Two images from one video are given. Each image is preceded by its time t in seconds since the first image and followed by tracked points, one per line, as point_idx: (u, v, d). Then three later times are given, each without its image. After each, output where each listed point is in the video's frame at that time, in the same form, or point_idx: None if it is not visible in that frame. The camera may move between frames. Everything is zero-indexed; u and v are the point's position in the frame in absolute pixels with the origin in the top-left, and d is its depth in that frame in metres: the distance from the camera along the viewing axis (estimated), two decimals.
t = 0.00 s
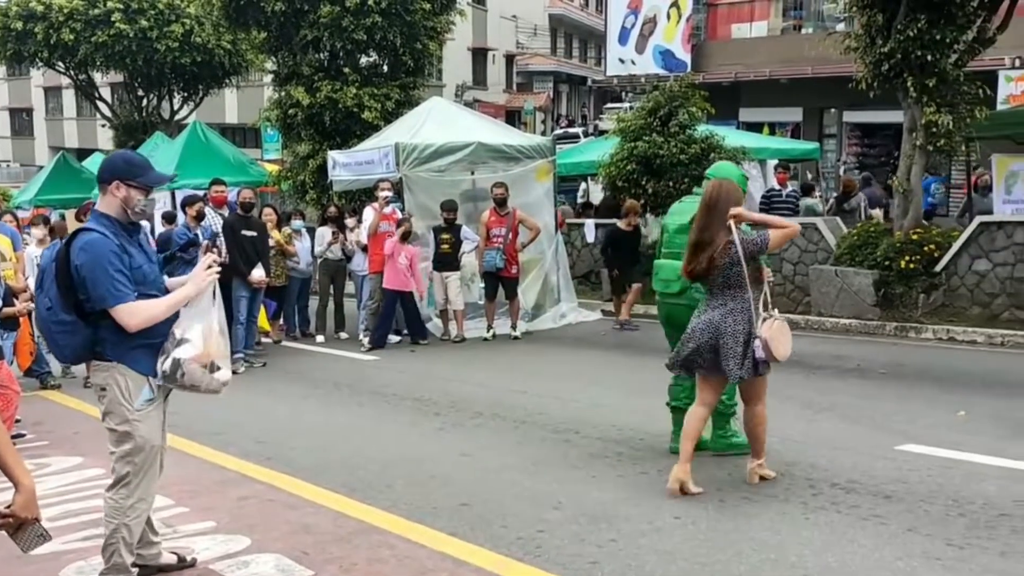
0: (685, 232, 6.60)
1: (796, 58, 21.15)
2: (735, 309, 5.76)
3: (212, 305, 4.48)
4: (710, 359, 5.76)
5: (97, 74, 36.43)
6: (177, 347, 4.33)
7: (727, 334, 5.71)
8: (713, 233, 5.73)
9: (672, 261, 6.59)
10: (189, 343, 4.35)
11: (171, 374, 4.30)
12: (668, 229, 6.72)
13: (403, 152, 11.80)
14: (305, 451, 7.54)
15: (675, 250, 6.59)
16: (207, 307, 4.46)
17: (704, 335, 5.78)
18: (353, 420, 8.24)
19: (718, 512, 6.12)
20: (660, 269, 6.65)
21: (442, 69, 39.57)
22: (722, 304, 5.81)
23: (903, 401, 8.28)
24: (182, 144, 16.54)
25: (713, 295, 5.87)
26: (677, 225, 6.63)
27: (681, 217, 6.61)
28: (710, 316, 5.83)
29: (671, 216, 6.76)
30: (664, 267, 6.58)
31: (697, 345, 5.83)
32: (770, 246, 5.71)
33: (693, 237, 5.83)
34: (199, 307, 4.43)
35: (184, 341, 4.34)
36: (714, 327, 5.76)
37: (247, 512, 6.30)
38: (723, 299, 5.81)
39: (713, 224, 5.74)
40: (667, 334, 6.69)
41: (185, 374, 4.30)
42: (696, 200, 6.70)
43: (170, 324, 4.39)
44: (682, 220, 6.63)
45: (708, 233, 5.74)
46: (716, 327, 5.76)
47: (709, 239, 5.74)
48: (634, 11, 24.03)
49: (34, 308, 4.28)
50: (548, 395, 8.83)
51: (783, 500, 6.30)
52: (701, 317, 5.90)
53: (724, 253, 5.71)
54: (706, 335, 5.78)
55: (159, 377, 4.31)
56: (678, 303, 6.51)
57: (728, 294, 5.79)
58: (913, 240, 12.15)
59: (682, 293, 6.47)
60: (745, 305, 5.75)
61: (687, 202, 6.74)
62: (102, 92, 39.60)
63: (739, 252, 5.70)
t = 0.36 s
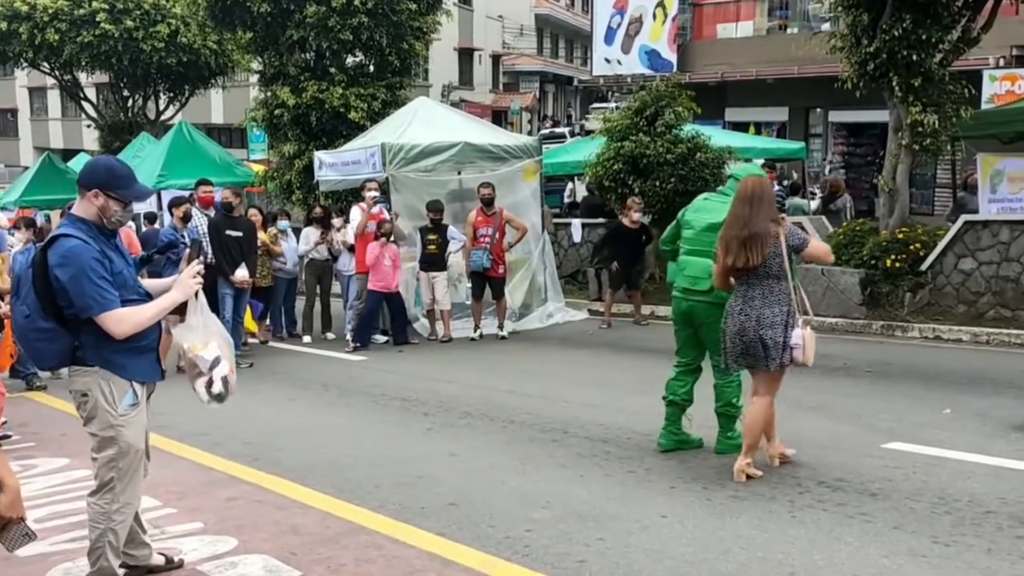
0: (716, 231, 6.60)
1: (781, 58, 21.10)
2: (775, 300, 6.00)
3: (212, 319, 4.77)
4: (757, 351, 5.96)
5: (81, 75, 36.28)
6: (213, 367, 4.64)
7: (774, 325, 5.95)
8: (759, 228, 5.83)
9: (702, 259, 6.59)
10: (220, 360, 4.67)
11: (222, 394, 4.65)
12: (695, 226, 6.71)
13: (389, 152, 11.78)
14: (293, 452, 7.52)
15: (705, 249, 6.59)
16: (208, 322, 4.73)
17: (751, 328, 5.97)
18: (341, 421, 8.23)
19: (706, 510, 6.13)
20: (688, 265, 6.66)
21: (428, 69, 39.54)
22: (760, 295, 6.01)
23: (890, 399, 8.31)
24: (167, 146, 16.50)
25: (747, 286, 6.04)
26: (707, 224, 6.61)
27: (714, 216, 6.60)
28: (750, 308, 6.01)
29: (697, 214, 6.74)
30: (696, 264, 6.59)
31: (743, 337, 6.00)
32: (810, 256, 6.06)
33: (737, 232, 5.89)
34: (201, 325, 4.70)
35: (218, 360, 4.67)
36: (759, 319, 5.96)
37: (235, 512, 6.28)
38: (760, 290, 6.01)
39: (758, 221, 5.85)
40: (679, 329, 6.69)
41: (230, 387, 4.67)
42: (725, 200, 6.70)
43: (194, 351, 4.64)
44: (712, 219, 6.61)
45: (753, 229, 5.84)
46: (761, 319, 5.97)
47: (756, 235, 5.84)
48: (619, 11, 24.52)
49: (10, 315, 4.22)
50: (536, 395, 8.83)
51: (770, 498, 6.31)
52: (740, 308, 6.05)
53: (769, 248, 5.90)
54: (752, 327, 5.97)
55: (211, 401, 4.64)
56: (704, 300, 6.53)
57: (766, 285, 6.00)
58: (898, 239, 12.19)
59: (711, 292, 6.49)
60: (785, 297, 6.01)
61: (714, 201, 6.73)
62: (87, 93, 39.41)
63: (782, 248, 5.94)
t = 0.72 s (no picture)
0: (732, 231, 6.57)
1: (770, 59, 21.19)
2: (796, 295, 6.20)
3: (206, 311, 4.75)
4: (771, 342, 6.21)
5: (70, 76, 36.18)
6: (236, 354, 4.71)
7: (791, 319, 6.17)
8: (780, 223, 6.05)
9: (718, 259, 6.57)
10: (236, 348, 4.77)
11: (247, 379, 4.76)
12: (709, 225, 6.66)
13: (379, 152, 11.77)
14: (283, 452, 7.51)
15: (721, 249, 6.56)
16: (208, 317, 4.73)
17: (770, 319, 6.21)
18: (331, 422, 8.22)
19: (696, 510, 6.14)
20: (704, 264, 6.63)
21: (417, 70, 39.51)
22: (781, 289, 6.23)
23: (880, 398, 8.33)
24: (156, 147, 16.46)
25: (770, 279, 6.27)
26: (723, 224, 6.57)
27: (730, 216, 6.55)
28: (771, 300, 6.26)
29: (710, 212, 6.69)
30: (712, 263, 6.57)
31: (760, 328, 6.26)
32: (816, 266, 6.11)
33: (758, 225, 6.13)
34: (199, 322, 4.65)
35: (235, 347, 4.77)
36: (777, 313, 6.20)
37: (225, 514, 6.26)
38: (782, 284, 6.23)
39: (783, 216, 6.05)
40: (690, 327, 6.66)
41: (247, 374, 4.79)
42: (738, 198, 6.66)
43: (217, 342, 4.64)
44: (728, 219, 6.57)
45: (774, 224, 6.05)
46: (779, 312, 6.20)
47: (777, 229, 6.05)
48: (609, 11, 24.10)
49: None
50: (526, 395, 8.84)
51: (759, 498, 6.32)
52: (761, 300, 6.30)
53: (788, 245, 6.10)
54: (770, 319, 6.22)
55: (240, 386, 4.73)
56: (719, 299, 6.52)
57: (786, 280, 6.21)
58: (887, 239, 12.24)
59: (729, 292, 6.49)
60: (805, 293, 6.19)
61: (727, 199, 6.68)
62: (75, 94, 39.30)
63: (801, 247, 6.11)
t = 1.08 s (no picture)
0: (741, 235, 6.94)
1: (759, 60, 21.26)
2: (836, 290, 6.39)
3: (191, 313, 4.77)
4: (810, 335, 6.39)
5: (59, 79, 36.09)
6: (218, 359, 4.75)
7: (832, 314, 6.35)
8: (826, 222, 6.26)
9: (733, 263, 6.95)
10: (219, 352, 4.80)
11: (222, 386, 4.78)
12: (718, 232, 7.00)
13: (368, 154, 11.77)
14: (273, 455, 7.50)
15: (734, 253, 6.93)
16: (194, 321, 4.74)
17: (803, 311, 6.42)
18: (321, 424, 8.21)
19: (685, 510, 6.15)
20: (719, 269, 6.99)
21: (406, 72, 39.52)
22: (821, 284, 6.42)
23: (867, 398, 8.36)
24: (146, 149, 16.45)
25: (810, 273, 6.47)
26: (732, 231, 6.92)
27: (738, 221, 6.90)
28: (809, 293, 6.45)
29: (716, 218, 7.01)
30: (728, 269, 6.94)
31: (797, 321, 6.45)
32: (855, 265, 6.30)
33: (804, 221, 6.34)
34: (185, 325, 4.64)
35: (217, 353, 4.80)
36: (817, 306, 6.38)
37: (214, 517, 6.25)
38: (822, 279, 6.42)
39: (830, 214, 6.27)
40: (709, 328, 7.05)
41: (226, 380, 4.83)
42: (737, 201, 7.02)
43: (200, 345, 4.65)
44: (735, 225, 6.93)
45: (821, 222, 6.26)
46: (819, 306, 6.38)
47: (823, 227, 6.26)
48: (597, 12, 23.86)
49: None
50: (516, 396, 8.85)
51: (748, 497, 6.33)
52: (800, 293, 6.48)
53: (832, 243, 6.32)
54: (809, 313, 6.41)
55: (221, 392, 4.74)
56: (738, 301, 6.93)
57: (826, 276, 6.41)
58: (875, 239, 12.31)
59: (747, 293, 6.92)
60: (845, 288, 6.40)
61: (728, 204, 7.02)
62: (64, 96, 39.20)
63: (844, 245, 6.33)
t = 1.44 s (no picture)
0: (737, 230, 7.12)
1: (745, 60, 21.35)
2: (861, 284, 6.65)
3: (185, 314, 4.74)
4: (840, 330, 6.63)
5: (43, 79, 35.92)
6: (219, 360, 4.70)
7: (859, 307, 6.59)
8: (851, 221, 6.52)
9: (733, 258, 7.11)
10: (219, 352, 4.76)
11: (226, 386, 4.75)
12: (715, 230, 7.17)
13: (354, 155, 11.74)
14: (259, 457, 7.48)
15: (734, 248, 7.11)
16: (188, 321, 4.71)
17: (834, 307, 6.64)
18: (307, 425, 8.20)
19: (672, 510, 6.15)
20: (720, 266, 7.15)
21: (392, 72, 39.51)
22: (845, 279, 6.68)
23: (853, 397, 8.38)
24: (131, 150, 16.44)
25: (833, 271, 6.74)
26: (729, 226, 7.10)
27: (732, 217, 7.09)
28: (835, 290, 6.70)
29: (711, 217, 7.19)
30: (728, 264, 7.10)
31: (828, 317, 6.67)
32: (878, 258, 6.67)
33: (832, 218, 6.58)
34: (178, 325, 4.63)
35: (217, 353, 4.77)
36: (845, 302, 6.62)
37: (200, 519, 6.23)
38: (846, 274, 6.69)
39: (854, 213, 6.55)
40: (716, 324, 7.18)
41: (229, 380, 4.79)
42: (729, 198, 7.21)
43: (200, 346, 4.62)
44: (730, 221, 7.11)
45: (846, 221, 6.53)
46: (846, 302, 6.62)
47: (849, 226, 6.52)
48: (585, 13, 23.73)
49: None
50: (502, 397, 8.85)
51: (735, 497, 6.34)
52: (825, 290, 6.72)
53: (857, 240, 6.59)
54: (838, 308, 6.64)
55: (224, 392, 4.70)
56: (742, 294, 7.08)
57: (851, 271, 6.68)
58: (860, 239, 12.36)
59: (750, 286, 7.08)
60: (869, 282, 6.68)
61: (720, 202, 7.20)
62: (48, 97, 39.03)
63: (868, 241, 6.63)
